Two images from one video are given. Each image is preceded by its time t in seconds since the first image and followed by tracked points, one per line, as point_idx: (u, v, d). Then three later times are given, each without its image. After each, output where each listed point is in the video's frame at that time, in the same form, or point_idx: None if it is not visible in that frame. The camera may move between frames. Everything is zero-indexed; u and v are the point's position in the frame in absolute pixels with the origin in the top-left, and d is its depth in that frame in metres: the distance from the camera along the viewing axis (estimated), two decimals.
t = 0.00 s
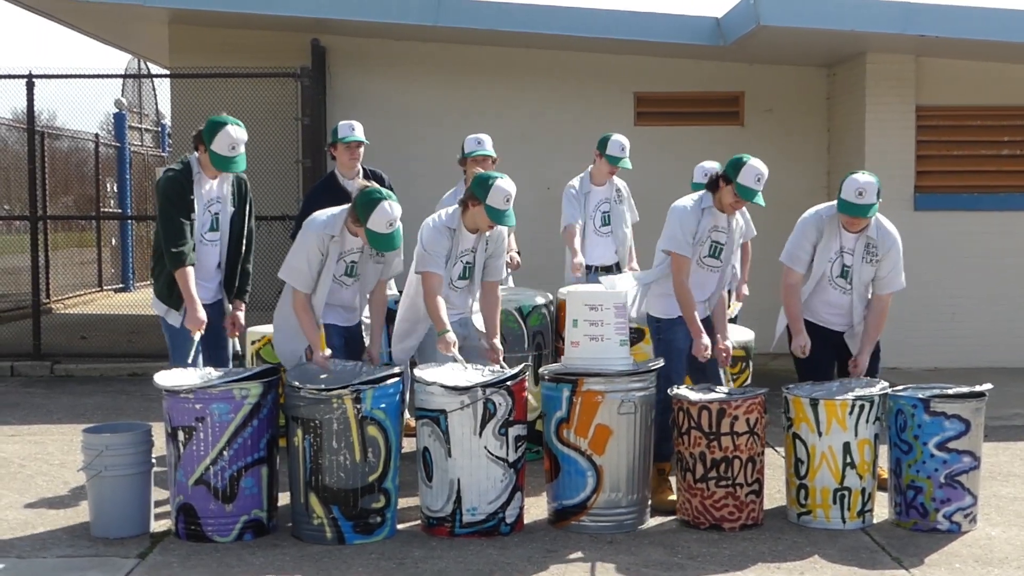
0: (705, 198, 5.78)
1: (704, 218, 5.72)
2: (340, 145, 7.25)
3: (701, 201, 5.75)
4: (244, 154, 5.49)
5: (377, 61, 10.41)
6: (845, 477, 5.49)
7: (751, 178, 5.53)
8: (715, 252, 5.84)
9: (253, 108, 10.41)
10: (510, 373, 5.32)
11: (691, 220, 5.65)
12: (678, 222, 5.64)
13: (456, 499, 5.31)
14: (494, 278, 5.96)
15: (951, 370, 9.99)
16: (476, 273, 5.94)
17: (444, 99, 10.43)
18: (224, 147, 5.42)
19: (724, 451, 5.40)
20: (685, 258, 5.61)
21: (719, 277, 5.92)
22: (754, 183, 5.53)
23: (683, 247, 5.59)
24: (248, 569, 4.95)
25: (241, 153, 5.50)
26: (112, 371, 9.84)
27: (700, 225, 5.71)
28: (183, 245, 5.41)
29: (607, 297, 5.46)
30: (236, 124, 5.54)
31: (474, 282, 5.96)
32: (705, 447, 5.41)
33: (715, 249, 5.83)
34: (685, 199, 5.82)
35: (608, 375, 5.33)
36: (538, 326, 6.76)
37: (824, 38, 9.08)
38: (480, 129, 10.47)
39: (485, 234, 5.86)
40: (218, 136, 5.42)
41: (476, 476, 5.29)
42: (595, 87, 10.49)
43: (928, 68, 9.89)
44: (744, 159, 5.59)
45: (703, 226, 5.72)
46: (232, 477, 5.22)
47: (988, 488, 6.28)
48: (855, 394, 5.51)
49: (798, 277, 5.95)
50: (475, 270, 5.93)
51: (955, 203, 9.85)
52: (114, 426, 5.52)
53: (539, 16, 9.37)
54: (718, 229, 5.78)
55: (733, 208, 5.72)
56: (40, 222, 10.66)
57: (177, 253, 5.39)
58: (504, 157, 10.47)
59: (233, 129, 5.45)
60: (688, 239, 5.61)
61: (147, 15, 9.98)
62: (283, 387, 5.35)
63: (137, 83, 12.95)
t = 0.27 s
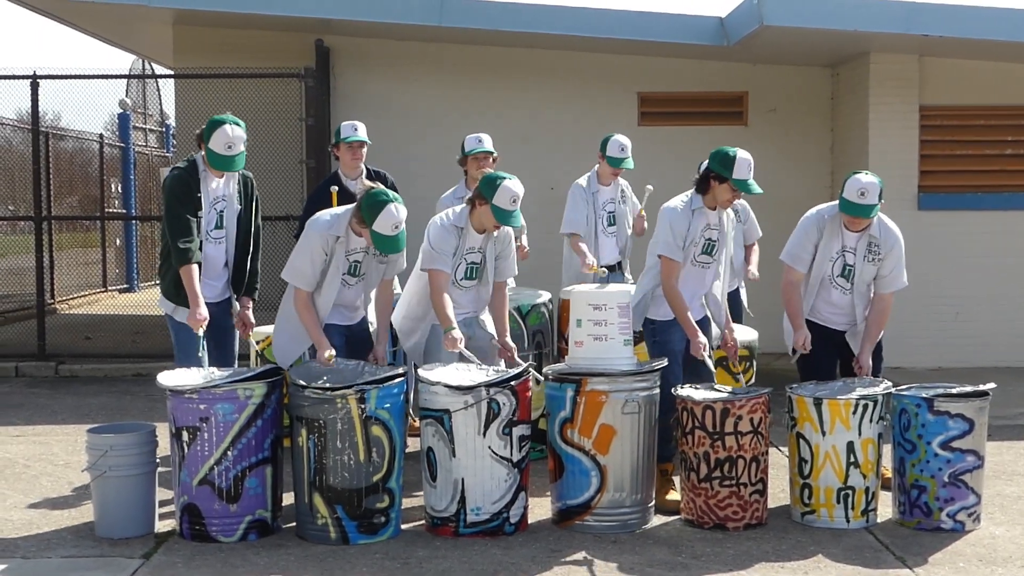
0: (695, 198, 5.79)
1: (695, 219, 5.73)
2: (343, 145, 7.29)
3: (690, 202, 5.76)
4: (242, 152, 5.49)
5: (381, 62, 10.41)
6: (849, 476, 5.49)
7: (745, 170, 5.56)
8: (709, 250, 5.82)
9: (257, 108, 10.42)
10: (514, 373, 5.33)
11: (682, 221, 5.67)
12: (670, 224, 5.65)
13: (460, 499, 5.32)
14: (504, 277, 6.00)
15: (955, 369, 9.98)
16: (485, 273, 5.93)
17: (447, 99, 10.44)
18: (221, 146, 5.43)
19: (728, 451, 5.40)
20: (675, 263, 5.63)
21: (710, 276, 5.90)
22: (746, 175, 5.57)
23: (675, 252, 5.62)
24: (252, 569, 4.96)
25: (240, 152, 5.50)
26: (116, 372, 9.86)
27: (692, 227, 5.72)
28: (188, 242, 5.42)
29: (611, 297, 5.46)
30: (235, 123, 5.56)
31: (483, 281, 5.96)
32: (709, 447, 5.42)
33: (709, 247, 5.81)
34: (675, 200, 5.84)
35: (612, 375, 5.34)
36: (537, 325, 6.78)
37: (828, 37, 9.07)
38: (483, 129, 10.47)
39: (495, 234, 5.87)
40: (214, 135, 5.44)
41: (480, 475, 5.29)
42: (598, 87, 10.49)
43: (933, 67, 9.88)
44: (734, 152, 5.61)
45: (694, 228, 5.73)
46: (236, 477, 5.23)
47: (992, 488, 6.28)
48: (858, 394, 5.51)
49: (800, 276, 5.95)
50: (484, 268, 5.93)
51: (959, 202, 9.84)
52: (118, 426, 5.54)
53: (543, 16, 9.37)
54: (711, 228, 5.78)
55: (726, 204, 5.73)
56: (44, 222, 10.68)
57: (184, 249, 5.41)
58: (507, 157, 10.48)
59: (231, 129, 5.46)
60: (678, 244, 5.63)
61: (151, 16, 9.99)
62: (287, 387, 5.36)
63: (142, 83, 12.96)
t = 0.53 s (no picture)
0: (689, 202, 5.79)
1: (690, 221, 5.73)
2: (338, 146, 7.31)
3: (685, 206, 5.77)
4: (239, 141, 5.51)
5: (382, 62, 10.41)
6: (852, 476, 5.49)
7: (733, 177, 5.51)
8: (703, 253, 5.82)
9: (258, 108, 10.42)
10: (516, 373, 5.33)
11: (679, 223, 5.67)
12: (667, 226, 5.64)
13: (462, 499, 5.31)
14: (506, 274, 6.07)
15: (956, 369, 9.98)
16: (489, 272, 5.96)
17: (448, 99, 10.44)
18: (217, 134, 5.44)
19: (730, 451, 5.40)
20: (670, 264, 5.62)
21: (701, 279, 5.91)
22: (736, 181, 5.51)
23: (672, 254, 5.62)
24: (254, 569, 4.96)
25: (236, 140, 5.52)
26: (118, 372, 9.86)
27: (688, 229, 5.72)
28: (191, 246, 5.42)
29: (613, 297, 5.46)
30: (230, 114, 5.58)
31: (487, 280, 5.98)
32: (711, 447, 5.41)
33: (702, 250, 5.81)
34: (667, 204, 5.84)
35: (614, 375, 5.33)
36: (535, 323, 6.76)
37: (830, 37, 9.07)
38: (485, 129, 10.47)
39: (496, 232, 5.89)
40: (210, 125, 5.46)
41: (482, 476, 5.29)
42: (600, 87, 10.49)
43: (934, 66, 9.87)
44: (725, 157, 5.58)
45: (690, 231, 5.73)
46: (238, 477, 5.23)
47: (994, 487, 6.28)
48: (861, 393, 5.50)
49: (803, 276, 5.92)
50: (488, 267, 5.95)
51: (960, 202, 9.84)
52: (120, 427, 5.53)
53: (545, 16, 9.37)
54: (707, 229, 5.78)
55: (719, 209, 5.73)
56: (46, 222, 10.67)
57: (184, 254, 5.39)
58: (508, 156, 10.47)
59: (224, 117, 5.48)
60: (675, 246, 5.63)
61: (152, 16, 9.98)
62: (289, 387, 5.36)
63: (143, 83, 12.95)
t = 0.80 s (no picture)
0: (692, 204, 5.77)
1: (692, 224, 5.71)
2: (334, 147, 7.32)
3: (687, 207, 5.76)
4: (233, 144, 5.51)
5: (384, 62, 10.41)
6: (854, 476, 5.48)
7: (734, 188, 5.46)
8: (704, 253, 5.81)
9: (260, 107, 10.42)
10: (518, 373, 5.33)
11: (680, 225, 5.66)
12: (667, 227, 5.65)
13: (464, 499, 5.31)
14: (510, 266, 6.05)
15: (958, 369, 9.97)
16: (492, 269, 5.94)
17: (450, 98, 10.44)
18: (210, 139, 5.44)
19: (732, 451, 5.39)
20: (674, 266, 5.62)
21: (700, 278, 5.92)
22: (738, 193, 5.46)
23: (673, 256, 5.61)
24: (256, 569, 4.96)
25: (231, 143, 5.52)
26: (119, 371, 9.87)
27: (689, 231, 5.72)
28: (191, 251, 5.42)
29: (615, 297, 5.45)
30: (222, 117, 5.58)
31: (490, 278, 5.96)
32: (713, 447, 5.41)
33: (704, 250, 5.80)
34: (672, 204, 5.84)
35: (616, 375, 5.33)
36: (537, 324, 6.77)
37: (831, 37, 9.06)
38: (486, 129, 10.47)
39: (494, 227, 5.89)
40: (203, 130, 5.46)
41: (484, 475, 5.29)
42: (601, 87, 10.49)
43: (936, 66, 9.87)
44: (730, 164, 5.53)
45: (691, 233, 5.72)
46: (240, 477, 5.23)
47: (995, 487, 6.28)
48: (863, 393, 5.50)
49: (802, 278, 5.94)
50: (490, 264, 5.93)
51: (962, 202, 9.83)
52: (122, 427, 5.53)
53: (547, 15, 9.36)
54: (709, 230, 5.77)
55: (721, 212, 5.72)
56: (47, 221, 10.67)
57: (181, 263, 5.38)
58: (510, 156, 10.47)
59: (217, 121, 5.48)
60: (676, 247, 5.63)
61: (154, 15, 9.98)
62: (291, 387, 5.36)
63: (144, 83, 12.95)
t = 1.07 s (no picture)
0: (695, 207, 5.79)
1: (695, 226, 5.73)
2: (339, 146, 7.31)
3: (691, 211, 5.75)
4: (223, 143, 5.50)
5: (384, 62, 10.41)
6: (855, 476, 5.49)
7: (733, 189, 5.51)
8: (712, 253, 5.83)
9: (260, 108, 10.42)
10: (519, 373, 5.33)
11: (683, 227, 5.66)
12: (669, 231, 5.65)
13: (465, 499, 5.31)
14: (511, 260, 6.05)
15: (958, 369, 9.97)
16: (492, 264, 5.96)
17: (450, 99, 10.44)
18: (200, 142, 5.45)
19: (733, 451, 5.39)
20: (672, 269, 5.62)
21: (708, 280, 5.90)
22: (736, 194, 5.51)
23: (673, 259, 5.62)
24: (257, 569, 4.96)
25: (221, 143, 5.51)
26: (120, 371, 9.87)
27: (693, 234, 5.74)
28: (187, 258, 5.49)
29: (615, 297, 5.45)
30: (210, 118, 5.58)
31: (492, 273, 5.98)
32: (714, 447, 5.41)
33: (712, 250, 5.82)
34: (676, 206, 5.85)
35: (617, 375, 5.33)
36: (540, 325, 6.78)
37: (832, 37, 9.06)
38: (487, 130, 10.47)
39: (489, 220, 5.92)
40: (191, 134, 5.46)
41: (485, 475, 5.29)
42: (602, 87, 10.49)
43: (937, 67, 9.87)
44: (728, 166, 5.57)
45: (695, 235, 5.74)
46: (241, 477, 5.23)
47: (996, 487, 6.28)
48: (863, 393, 5.50)
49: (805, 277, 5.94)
50: (490, 258, 5.94)
51: (962, 202, 9.83)
52: (123, 427, 5.53)
53: (549, 16, 9.36)
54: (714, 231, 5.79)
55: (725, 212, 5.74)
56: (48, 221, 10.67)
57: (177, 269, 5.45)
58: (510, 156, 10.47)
59: (204, 123, 5.49)
60: (678, 252, 5.63)
61: (154, 15, 9.98)
62: (292, 387, 5.36)
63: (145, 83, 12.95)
